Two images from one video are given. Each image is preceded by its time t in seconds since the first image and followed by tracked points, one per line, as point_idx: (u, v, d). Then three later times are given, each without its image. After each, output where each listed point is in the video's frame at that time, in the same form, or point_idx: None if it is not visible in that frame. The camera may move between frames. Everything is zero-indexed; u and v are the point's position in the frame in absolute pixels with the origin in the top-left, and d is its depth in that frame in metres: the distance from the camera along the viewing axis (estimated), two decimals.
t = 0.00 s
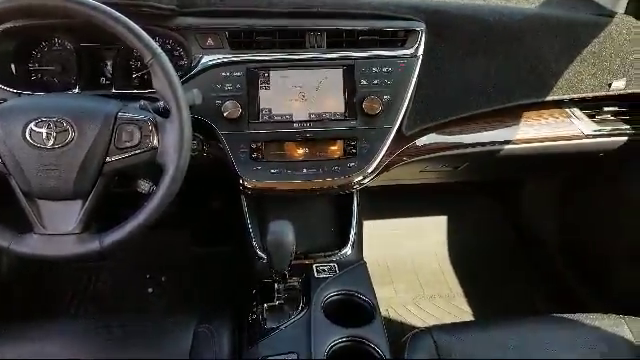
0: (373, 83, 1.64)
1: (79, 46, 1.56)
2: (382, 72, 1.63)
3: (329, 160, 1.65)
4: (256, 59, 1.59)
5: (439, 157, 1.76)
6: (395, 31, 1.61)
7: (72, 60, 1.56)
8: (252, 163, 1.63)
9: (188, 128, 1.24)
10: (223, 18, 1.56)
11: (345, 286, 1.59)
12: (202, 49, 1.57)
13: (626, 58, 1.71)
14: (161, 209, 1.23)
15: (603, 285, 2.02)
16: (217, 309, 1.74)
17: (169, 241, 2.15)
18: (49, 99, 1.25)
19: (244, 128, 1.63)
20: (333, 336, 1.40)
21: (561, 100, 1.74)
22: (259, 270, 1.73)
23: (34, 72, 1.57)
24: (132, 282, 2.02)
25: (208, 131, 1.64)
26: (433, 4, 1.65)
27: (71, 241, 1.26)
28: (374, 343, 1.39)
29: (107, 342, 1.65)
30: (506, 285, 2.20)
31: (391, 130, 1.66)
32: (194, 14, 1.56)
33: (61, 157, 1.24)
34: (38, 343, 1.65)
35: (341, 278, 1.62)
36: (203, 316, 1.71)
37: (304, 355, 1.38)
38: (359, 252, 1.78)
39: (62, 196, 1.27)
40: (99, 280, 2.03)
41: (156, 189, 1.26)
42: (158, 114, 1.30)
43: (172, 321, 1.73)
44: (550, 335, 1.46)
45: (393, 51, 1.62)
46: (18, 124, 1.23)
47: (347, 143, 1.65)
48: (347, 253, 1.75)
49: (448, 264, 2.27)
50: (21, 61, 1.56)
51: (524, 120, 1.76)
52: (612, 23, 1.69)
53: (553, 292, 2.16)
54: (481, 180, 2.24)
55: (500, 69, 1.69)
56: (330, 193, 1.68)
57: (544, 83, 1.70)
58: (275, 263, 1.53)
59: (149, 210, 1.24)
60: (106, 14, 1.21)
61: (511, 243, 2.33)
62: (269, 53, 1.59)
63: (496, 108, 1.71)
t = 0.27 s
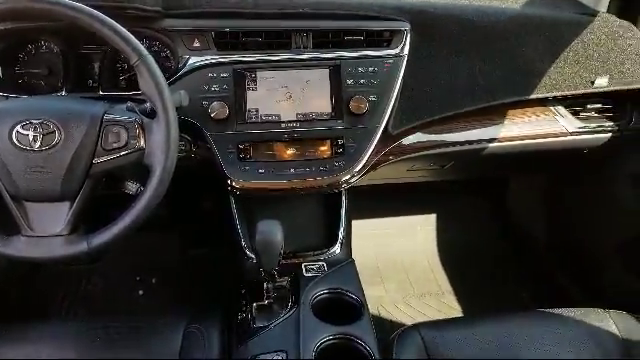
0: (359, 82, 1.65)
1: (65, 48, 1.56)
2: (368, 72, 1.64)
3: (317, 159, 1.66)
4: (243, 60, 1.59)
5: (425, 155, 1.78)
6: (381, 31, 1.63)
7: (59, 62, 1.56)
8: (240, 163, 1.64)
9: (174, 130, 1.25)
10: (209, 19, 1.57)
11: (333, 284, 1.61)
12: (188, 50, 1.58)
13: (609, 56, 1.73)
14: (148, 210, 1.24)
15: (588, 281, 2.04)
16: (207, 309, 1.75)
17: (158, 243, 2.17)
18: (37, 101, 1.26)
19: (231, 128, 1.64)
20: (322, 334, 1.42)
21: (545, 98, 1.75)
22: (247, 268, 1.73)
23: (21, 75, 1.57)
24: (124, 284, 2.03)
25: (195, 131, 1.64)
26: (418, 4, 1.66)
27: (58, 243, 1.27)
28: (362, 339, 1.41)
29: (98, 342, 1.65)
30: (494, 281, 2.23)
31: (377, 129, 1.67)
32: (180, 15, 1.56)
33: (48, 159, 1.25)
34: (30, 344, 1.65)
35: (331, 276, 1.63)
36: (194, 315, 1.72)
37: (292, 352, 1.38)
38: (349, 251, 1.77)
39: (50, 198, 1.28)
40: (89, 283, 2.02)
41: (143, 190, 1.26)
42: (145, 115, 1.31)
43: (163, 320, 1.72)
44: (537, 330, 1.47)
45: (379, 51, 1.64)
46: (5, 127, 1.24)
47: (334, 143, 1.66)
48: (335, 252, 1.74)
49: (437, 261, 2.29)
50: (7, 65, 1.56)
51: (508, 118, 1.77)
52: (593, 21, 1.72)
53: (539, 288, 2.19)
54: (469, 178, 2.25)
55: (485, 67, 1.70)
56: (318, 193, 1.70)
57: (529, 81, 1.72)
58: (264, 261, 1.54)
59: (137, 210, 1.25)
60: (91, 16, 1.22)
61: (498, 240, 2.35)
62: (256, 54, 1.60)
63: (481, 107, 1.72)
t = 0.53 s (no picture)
0: (345, 81, 1.66)
1: (50, 48, 1.56)
2: (354, 70, 1.66)
3: (303, 157, 1.66)
4: (230, 59, 1.59)
5: (412, 152, 1.79)
6: (366, 30, 1.64)
7: (43, 62, 1.55)
8: (226, 162, 1.64)
9: (159, 129, 1.24)
10: (195, 18, 1.57)
11: (320, 281, 1.61)
12: (175, 49, 1.58)
13: (591, 54, 1.76)
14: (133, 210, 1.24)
15: (573, 276, 2.06)
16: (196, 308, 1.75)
17: (147, 242, 2.15)
18: (23, 101, 1.28)
19: (218, 127, 1.64)
20: (310, 330, 1.43)
21: (529, 95, 1.76)
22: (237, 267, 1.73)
23: (5, 75, 1.56)
24: (111, 285, 2.03)
25: (182, 130, 1.64)
26: (403, 2, 1.68)
27: (44, 243, 1.27)
28: (349, 334, 1.42)
29: (85, 343, 1.65)
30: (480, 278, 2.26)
31: (363, 126, 1.68)
32: (165, 14, 1.57)
33: (33, 158, 1.26)
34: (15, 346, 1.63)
35: (318, 273, 1.64)
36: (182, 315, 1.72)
37: (279, 351, 1.39)
38: (336, 248, 1.78)
39: (35, 198, 1.28)
40: (76, 284, 2.02)
41: (129, 189, 1.26)
42: (129, 113, 1.30)
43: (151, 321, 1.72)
44: (522, 323, 1.48)
45: (364, 49, 1.65)
46: None
47: (320, 141, 1.67)
48: (324, 249, 1.75)
49: (423, 257, 2.32)
50: None
51: (494, 115, 1.78)
52: (575, 20, 1.74)
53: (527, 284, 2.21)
54: (457, 176, 2.26)
55: (470, 65, 1.72)
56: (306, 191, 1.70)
57: (513, 79, 1.73)
58: (252, 260, 1.54)
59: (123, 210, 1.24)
60: (75, 15, 1.22)
61: (486, 236, 2.36)
62: (242, 53, 1.60)
63: (465, 104, 1.73)
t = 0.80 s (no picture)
0: (330, 77, 1.66)
1: (33, 46, 1.55)
2: (339, 67, 1.66)
3: (289, 154, 1.66)
4: (214, 56, 1.59)
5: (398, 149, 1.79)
6: (350, 26, 1.64)
7: (26, 61, 1.55)
8: (211, 159, 1.64)
9: (142, 127, 1.24)
10: (179, 15, 1.57)
11: (307, 277, 1.61)
12: (158, 47, 1.57)
13: (572, 49, 1.77)
14: (117, 208, 1.24)
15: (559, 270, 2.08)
16: (183, 307, 1.75)
17: (135, 241, 2.14)
18: (7, 100, 1.31)
19: (203, 125, 1.64)
20: (296, 325, 1.43)
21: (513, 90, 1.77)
22: (225, 266, 1.72)
23: None
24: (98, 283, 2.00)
25: (167, 128, 1.64)
26: None
27: (27, 241, 1.28)
28: (335, 330, 1.42)
29: (72, 343, 1.66)
30: (468, 272, 2.26)
31: (349, 122, 1.68)
32: (149, 12, 1.57)
33: (16, 156, 1.28)
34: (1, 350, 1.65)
35: (306, 269, 1.63)
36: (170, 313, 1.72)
37: (265, 347, 1.40)
38: (324, 244, 1.78)
39: (19, 196, 1.31)
40: (63, 283, 1.99)
41: (112, 188, 1.26)
42: (114, 111, 1.30)
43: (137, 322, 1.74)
44: (507, 318, 1.49)
45: (348, 46, 1.65)
46: None
47: (305, 138, 1.67)
48: (310, 245, 1.75)
49: (411, 253, 2.31)
50: None
51: (477, 111, 1.79)
52: (556, 15, 1.75)
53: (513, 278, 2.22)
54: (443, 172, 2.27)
55: (453, 61, 1.73)
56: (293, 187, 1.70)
57: (497, 75, 1.74)
58: (238, 257, 1.54)
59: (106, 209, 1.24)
60: (57, 13, 1.22)
61: (473, 232, 2.37)
62: (227, 50, 1.60)
63: (448, 100, 1.74)
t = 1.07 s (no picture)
0: (313, 74, 1.67)
1: (15, 47, 1.54)
2: (322, 63, 1.66)
3: (274, 150, 1.67)
4: (197, 54, 1.59)
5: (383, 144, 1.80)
6: (333, 23, 1.65)
7: (9, 61, 1.54)
8: (196, 157, 1.64)
9: (125, 126, 1.25)
10: (162, 14, 1.57)
11: (294, 273, 1.61)
12: (141, 45, 1.57)
13: (554, 42, 1.79)
14: (101, 207, 1.24)
15: (544, 262, 2.10)
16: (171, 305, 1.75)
17: (122, 239, 2.13)
18: None
19: (187, 123, 1.64)
20: (282, 321, 1.44)
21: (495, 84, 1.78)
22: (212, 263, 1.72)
23: None
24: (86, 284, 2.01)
25: (151, 127, 1.64)
26: None
27: (13, 241, 1.30)
28: (321, 325, 1.43)
29: (60, 342, 1.65)
30: (453, 266, 2.29)
31: (333, 118, 1.69)
32: (130, 10, 1.56)
33: None
34: None
35: (294, 264, 1.65)
36: (157, 311, 1.72)
37: (252, 344, 1.40)
38: (310, 240, 1.78)
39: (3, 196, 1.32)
40: (50, 284, 1.99)
41: (96, 187, 1.26)
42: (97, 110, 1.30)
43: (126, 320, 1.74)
44: (493, 309, 1.50)
45: (331, 42, 1.66)
46: None
47: (289, 134, 1.68)
48: (297, 240, 1.76)
49: (398, 247, 2.32)
50: None
51: (460, 106, 1.81)
52: (538, 9, 1.77)
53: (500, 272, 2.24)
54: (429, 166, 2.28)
55: (436, 56, 1.74)
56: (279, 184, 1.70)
57: (480, 68, 1.75)
58: (225, 254, 1.55)
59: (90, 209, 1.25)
60: (37, 12, 1.21)
61: (459, 226, 2.38)
62: (210, 47, 1.60)
63: (431, 95, 1.74)
